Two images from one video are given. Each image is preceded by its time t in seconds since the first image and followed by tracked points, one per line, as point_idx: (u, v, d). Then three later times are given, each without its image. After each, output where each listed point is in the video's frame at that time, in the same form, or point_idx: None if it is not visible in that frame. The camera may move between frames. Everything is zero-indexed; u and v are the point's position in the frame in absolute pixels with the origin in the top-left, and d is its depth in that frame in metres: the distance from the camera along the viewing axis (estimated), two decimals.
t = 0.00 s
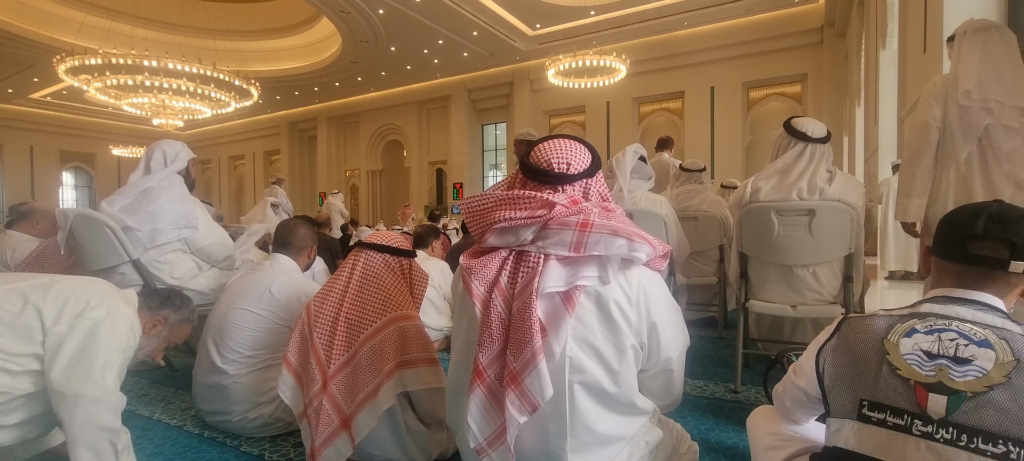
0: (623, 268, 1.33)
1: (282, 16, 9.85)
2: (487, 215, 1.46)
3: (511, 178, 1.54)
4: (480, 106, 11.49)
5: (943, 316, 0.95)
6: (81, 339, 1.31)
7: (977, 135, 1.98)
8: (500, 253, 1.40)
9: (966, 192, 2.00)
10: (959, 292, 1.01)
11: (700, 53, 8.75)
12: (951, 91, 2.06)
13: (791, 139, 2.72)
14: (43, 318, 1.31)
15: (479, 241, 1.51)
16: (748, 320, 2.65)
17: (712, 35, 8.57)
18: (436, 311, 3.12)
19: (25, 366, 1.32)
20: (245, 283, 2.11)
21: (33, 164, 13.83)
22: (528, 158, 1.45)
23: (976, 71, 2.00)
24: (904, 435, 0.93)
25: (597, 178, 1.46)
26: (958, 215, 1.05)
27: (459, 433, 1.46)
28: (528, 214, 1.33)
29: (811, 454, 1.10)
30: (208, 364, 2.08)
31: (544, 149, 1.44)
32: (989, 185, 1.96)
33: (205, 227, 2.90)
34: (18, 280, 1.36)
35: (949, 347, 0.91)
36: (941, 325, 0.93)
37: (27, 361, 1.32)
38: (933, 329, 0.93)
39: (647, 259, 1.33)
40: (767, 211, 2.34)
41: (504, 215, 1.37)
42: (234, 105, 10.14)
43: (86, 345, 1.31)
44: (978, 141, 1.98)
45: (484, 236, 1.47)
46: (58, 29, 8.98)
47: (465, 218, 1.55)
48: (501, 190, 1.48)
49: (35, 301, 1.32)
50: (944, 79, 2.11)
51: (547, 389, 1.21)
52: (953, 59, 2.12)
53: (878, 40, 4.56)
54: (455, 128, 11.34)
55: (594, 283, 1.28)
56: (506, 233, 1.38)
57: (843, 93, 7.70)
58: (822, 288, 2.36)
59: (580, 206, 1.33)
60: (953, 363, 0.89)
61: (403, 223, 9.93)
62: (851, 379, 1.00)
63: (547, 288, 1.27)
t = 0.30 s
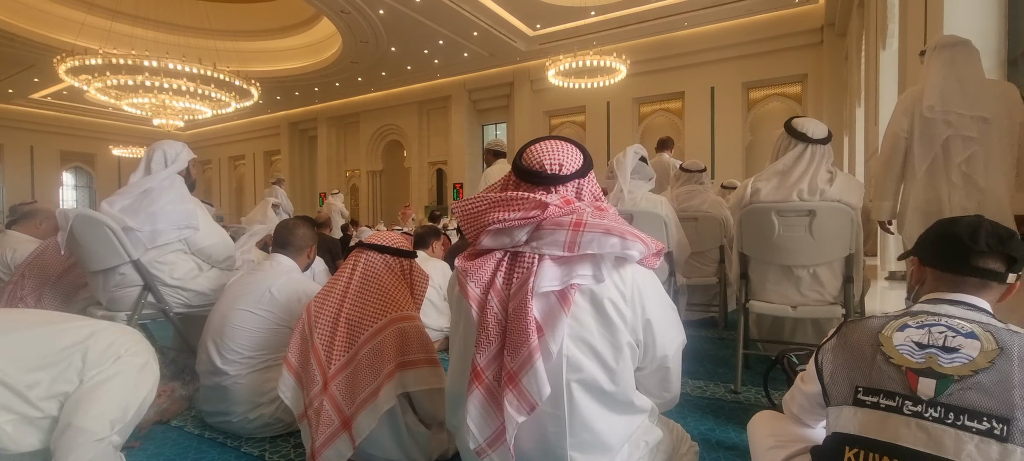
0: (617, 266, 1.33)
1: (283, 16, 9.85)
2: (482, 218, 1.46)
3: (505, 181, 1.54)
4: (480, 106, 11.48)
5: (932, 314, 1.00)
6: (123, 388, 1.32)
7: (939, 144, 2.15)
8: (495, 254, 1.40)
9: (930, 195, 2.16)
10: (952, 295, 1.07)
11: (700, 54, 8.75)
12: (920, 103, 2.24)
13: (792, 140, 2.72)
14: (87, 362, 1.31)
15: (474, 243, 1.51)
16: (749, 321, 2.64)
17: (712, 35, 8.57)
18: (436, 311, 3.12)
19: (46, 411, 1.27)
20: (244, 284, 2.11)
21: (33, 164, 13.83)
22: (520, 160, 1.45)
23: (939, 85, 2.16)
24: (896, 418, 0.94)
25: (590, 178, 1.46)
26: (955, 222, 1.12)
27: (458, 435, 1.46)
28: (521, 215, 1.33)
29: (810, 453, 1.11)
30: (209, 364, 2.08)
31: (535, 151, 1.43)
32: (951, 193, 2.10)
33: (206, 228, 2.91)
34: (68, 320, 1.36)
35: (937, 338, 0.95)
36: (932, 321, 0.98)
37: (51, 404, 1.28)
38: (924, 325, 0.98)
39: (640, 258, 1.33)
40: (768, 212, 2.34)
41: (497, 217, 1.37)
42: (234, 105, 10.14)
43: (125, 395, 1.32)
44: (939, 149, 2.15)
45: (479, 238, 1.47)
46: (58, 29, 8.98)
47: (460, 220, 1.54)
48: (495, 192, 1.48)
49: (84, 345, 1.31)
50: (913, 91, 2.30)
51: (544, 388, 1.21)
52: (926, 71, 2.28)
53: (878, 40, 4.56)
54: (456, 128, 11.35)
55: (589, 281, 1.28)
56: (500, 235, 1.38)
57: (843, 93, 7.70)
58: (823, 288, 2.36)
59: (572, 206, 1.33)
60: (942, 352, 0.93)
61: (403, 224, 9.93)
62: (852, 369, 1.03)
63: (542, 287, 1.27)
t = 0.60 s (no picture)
0: (616, 265, 1.33)
1: (283, 16, 9.85)
2: (481, 218, 1.45)
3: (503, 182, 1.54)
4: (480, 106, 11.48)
5: (927, 312, 1.00)
6: (134, 413, 1.34)
7: (928, 158, 2.21)
8: (494, 254, 1.39)
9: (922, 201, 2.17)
10: (946, 292, 1.07)
11: (700, 54, 8.75)
12: (914, 116, 2.31)
13: (793, 140, 2.72)
14: (100, 386, 1.31)
15: (473, 243, 1.50)
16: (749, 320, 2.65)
17: (713, 35, 8.56)
18: (436, 311, 3.12)
19: (51, 430, 1.24)
20: (244, 284, 2.11)
21: (34, 164, 13.83)
22: (518, 160, 1.45)
23: (932, 99, 2.23)
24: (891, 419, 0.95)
25: (588, 178, 1.46)
26: (946, 216, 1.12)
27: (458, 435, 1.46)
28: (520, 214, 1.33)
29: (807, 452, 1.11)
30: (208, 365, 2.07)
31: (533, 151, 1.43)
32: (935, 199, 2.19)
33: (207, 228, 2.90)
34: (87, 343, 1.37)
35: (932, 337, 0.95)
36: (927, 318, 0.97)
37: (57, 424, 1.26)
38: (919, 322, 0.97)
39: (639, 256, 1.33)
40: (768, 213, 2.34)
41: (496, 216, 1.37)
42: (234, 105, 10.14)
43: (134, 421, 1.34)
44: (928, 162, 2.22)
45: (478, 238, 1.47)
46: (58, 29, 8.98)
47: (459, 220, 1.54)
48: (493, 192, 1.48)
49: (100, 369, 1.32)
50: (909, 105, 2.37)
51: (545, 386, 1.20)
52: (921, 86, 2.34)
53: (879, 40, 4.55)
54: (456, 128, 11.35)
55: (588, 280, 1.28)
56: (499, 235, 1.38)
57: (844, 93, 7.70)
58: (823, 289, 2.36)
59: (571, 206, 1.33)
60: (937, 352, 0.93)
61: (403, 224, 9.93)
62: (849, 371, 1.02)
63: (541, 286, 1.27)
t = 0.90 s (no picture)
0: (618, 264, 1.33)
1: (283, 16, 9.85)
2: (483, 217, 1.45)
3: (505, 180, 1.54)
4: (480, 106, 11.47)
5: (943, 320, 0.96)
6: (139, 416, 1.35)
7: (929, 160, 2.25)
8: (496, 253, 1.39)
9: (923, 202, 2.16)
10: (951, 291, 1.02)
11: (700, 54, 8.75)
12: (920, 117, 2.31)
13: (794, 139, 2.72)
14: (109, 387, 1.34)
15: (474, 243, 1.51)
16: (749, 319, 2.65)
17: (713, 35, 8.56)
18: (436, 311, 3.12)
19: (59, 429, 1.27)
20: (245, 283, 2.11)
21: (33, 164, 13.84)
22: (520, 160, 1.44)
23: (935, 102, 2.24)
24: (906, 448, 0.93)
25: (590, 178, 1.45)
26: (956, 204, 1.06)
27: (459, 434, 1.46)
28: (522, 213, 1.33)
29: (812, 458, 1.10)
30: (208, 365, 2.07)
31: (536, 150, 1.43)
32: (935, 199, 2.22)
33: (207, 227, 2.90)
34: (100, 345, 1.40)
35: (951, 354, 0.92)
36: (942, 330, 0.94)
37: (65, 424, 1.28)
38: (934, 335, 0.94)
39: (640, 256, 1.33)
40: (767, 212, 2.35)
41: (498, 215, 1.37)
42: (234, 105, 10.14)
43: (140, 423, 1.34)
44: (930, 163, 2.25)
45: (479, 237, 1.47)
46: (58, 29, 8.98)
47: (461, 219, 1.54)
48: (495, 192, 1.48)
49: (108, 369, 1.34)
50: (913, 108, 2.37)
51: (546, 385, 1.20)
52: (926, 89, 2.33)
53: (878, 39, 4.55)
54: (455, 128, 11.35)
55: (590, 279, 1.28)
56: (501, 233, 1.38)
57: (844, 93, 7.70)
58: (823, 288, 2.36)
59: (573, 205, 1.33)
60: (956, 374, 0.90)
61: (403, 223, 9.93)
62: (854, 386, 0.99)
63: (543, 285, 1.27)
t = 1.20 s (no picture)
0: (620, 265, 1.33)
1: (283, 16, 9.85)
2: (484, 216, 1.45)
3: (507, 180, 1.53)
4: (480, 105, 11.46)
5: (958, 344, 0.86)
6: (141, 415, 1.35)
7: (925, 167, 2.31)
8: (497, 253, 1.39)
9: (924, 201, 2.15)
10: (958, 303, 0.91)
11: (700, 54, 8.75)
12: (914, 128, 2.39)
13: (793, 139, 2.72)
14: (112, 386, 1.33)
15: (476, 242, 1.50)
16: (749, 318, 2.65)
17: (713, 34, 8.55)
18: (436, 310, 3.11)
19: (62, 429, 1.27)
20: (245, 283, 2.11)
21: (33, 163, 13.83)
22: (522, 159, 1.44)
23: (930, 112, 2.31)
24: None
25: (592, 178, 1.45)
26: (954, 191, 0.92)
27: (459, 434, 1.46)
28: (524, 213, 1.33)
29: None
30: (208, 364, 2.07)
31: (539, 150, 1.43)
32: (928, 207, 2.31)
33: (206, 227, 2.90)
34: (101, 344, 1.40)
35: (971, 389, 0.83)
36: (957, 359, 0.84)
37: (68, 423, 1.28)
38: (949, 365, 0.84)
39: (642, 257, 1.33)
40: (766, 212, 2.35)
41: (501, 214, 1.36)
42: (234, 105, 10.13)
43: (142, 422, 1.34)
44: (925, 170, 2.31)
45: (481, 237, 1.47)
46: (58, 29, 8.97)
47: (462, 218, 1.54)
48: (496, 191, 1.48)
49: (111, 369, 1.34)
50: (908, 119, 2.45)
51: (547, 385, 1.20)
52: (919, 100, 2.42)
53: (879, 38, 4.55)
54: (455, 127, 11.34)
55: (592, 280, 1.28)
56: (503, 233, 1.38)
57: (845, 92, 7.69)
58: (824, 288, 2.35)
59: (575, 205, 1.33)
60: (979, 415, 0.82)
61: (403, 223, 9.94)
62: (864, 424, 0.89)
63: (544, 286, 1.27)
